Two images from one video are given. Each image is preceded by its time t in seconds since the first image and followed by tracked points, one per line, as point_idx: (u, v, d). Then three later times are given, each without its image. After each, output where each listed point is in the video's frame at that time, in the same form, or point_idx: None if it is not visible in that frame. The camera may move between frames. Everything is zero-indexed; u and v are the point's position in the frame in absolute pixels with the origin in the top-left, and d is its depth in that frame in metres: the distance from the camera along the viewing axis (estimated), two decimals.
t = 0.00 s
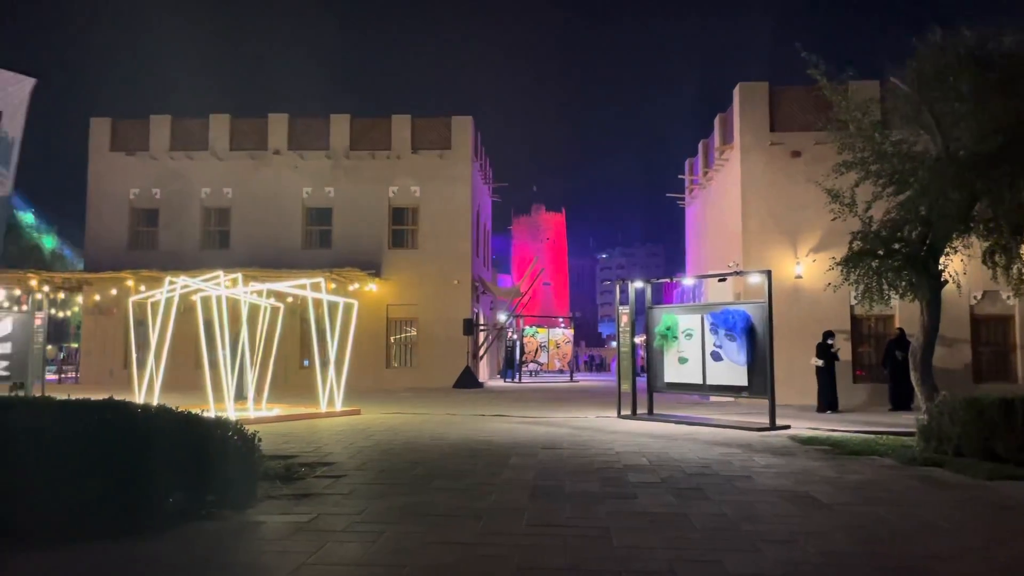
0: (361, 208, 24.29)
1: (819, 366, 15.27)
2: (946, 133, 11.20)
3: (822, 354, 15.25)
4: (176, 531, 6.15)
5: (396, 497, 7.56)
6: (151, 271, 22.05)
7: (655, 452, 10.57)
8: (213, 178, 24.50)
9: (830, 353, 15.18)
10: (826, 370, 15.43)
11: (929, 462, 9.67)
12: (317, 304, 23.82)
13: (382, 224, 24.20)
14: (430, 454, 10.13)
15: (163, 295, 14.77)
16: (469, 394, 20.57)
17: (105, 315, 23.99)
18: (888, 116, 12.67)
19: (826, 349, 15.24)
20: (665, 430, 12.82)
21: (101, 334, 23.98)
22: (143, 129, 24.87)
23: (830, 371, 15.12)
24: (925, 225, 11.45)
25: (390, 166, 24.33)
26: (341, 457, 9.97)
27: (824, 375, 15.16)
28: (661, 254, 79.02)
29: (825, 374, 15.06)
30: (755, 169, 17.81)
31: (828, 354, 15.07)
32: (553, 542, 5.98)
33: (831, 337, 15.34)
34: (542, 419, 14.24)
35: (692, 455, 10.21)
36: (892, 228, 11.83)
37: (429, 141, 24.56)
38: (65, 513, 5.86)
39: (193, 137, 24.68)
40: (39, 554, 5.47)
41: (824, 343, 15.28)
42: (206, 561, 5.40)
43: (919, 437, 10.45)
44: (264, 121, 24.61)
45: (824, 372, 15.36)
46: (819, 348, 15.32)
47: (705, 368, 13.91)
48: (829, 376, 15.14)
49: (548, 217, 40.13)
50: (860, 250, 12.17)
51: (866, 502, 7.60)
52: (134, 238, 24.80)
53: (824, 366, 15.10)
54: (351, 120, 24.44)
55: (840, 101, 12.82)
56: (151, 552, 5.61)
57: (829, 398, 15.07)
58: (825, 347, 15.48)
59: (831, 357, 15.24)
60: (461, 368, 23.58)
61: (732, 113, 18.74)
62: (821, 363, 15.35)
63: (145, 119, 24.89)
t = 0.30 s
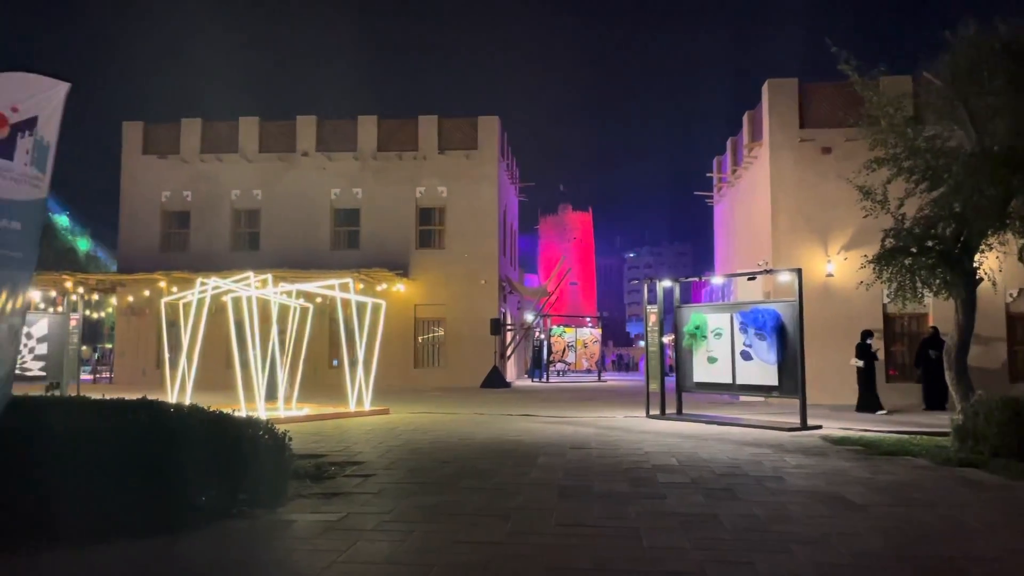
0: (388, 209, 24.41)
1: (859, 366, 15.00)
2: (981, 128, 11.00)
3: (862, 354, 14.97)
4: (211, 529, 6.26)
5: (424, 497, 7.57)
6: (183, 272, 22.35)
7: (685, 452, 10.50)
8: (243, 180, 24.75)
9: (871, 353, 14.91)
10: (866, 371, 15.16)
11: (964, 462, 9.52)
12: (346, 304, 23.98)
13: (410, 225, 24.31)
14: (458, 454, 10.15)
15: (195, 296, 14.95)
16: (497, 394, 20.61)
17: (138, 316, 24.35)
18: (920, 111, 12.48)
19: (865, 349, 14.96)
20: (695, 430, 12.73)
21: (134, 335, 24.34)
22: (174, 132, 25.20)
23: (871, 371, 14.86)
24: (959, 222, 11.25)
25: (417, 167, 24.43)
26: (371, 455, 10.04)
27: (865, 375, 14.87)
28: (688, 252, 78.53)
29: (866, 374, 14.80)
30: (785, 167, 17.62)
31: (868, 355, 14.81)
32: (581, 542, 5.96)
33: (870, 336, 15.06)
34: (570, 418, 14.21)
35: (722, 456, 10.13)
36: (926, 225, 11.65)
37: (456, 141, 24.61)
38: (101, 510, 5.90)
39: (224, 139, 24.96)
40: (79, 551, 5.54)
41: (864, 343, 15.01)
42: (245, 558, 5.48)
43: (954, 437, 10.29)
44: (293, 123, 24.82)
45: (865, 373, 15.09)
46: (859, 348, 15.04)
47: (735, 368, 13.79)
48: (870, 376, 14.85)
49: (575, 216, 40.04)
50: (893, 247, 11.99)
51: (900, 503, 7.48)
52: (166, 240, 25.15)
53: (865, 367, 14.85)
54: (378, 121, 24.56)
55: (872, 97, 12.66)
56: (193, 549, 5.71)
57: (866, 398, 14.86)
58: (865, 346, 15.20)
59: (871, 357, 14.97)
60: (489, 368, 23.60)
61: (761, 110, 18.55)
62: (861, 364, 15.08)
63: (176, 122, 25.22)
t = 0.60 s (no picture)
0: (417, 209, 24.52)
1: (904, 365, 14.74)
2: (1019, 122, 10.79)
3: (907, 352, 14.72)
4: (243, 528, 6.31)
5: (455, 497, 7.59)
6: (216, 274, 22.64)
7: (717, 452, 10.43)
8: (274, 182, 25.01)
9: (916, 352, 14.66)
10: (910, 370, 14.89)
11: (1004, 462, 9.36)
12: (375, 305, 24.13)
13: (438, 225, 24.40)
14: (488, 454, 10.18)
15: (228, 297, 15.14)
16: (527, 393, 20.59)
17: (172, 317, 24.69)
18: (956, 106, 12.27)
19: (909, 347, 14.71)
20: (727, 430, 12.62)
21: (168, 336, 24.69)
22: (207, 135, 25.55)
23: (915, 370, 14.60)
24: (996, 218, 11.02)
25: (445, 167, 24.51)
26: (401, 455, 10.09)
27: (908, 374, 14.63)
28: (719, 250, 77.89)
29: (909, 373, 14.55)
30: (817, 163, 17.42)
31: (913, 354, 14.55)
32: (613, 542, 5.95)
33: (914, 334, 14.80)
34: (599, 418, 14.17)
35: (754, 456, 10.05)
36: (963, 221, 11.44)
37: (484, 141, 24.65)
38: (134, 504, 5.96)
39: (255, 142, 25.24)
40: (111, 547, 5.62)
41: (908, 341, 14.76)
42: (278, 557, 5.50)
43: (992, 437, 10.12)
44: (323, 125, 25.03)
45: (910, 372, 14.84)
46: (904, 347, 14.78)
47: (767, 367, 13.66)
48: (914, 375, 14.60)
49: (604, 215, 39.92)
50: (929, 244, 11.79)
51: (937, 503, 7.36)
52: (199, 242, 25.48)
53: (910, 366, 14.59)
54: (407, 122, 24.68)
55: (906, 92, 12.47)
56: (227, 547, 5.73)
57: (906, 398, 14.61)
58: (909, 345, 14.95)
59: (916, 356, 14.73)
60: (518, 367, 23.60)
61: (792, 107, 18.36)
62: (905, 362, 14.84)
63: (209, 126, 25.56)
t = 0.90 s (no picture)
0: (447, 209, 24.60)
1: (949, 364, 14.35)
2: None
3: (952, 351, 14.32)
4: (274, 527, 6.30)
5: (487, 496, 7.60)
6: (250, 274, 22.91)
7: (750, 452, 10.32)
8: (306, 183, 25.24)
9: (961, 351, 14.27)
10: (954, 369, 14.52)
11: None
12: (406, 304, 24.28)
13: (468, 225, 24.46)
14: (519, 453, 10.17)
15: (261, 297, 15.31)
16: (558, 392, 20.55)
17: (206, 317, 25.02)
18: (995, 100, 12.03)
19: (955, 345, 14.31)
20: (760, 430, 12.50)
21: (202, 335, 25.02)
22: (240, 138, 25.86)
23: (960, 370, 14.23)
24: None
25: (475, 167, 24.55)
26: (433, 454, 10.12)
27: (952, 373, 14.27)
28: (751, 248, 77.17)
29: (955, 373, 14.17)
30: (851, 160, 17.18)
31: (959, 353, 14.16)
32: (645, 542, 5.93)
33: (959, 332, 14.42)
34: (631, 418, 14.10)
35: (788, 456, 9.93)
36: (1002, 217, 11.21)
37: (514, 140, 24.65)
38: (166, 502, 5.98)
39: (287, 144, 25.50)
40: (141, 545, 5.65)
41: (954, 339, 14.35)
42: (313, 555, 5.54)
43: None
44: (353, 126, 25.21)
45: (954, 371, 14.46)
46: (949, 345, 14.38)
47: (801, 366, 13.50)
48: (959, 374, 14.23)
49: (634, 213, 39.72)
50: (967, 241, 11.58)
51: (977, 505, 7.22)
52: (233, 243, 25.79)
53: (955, 365, 14.20)
54: (437, 122, 24.77)
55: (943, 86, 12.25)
56: (263, 544, 5.76)
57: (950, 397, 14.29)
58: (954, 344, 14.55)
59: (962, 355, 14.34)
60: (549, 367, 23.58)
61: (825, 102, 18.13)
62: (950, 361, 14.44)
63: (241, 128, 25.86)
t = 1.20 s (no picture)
0: (478, 209, 24.64)
1: (998, 363, 14.04)
2: None
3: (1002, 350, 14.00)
4: (307, 526, 6.30)
5: (519, 494, 7.61)
6: (283, 275, 23.15)
7: (785, 451, 10.20)
8: (338, 183, 25.44)
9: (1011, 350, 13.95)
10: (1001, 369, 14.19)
11: None
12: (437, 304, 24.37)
13: (499, 224, 24.48)
14: (552, 452, 10.15)
15: (295, 296, 15.45)
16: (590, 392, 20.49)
17: (241, 317, 25.33)
18: None
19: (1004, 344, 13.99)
20: (795, 429, 12.35)
21: (237, 335, 25.33)
22: (273, 139, 26.14)
23: (1009, 369, 13.91)
24: None
25: (505, 166, 24.57)
26: (465, 453, 10.14)
27: (999, 373, 13.96)
28: (785, 246, 76.33)
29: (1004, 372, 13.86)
30: (888, 154, 16.91)
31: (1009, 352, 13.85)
32: (678, 541, 5.89)
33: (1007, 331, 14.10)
34: (663, 417, 14.00)
35: (823, 455, 9.80)
36: None
37: (544, 139, 24.62)
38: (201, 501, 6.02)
39: (319, 145, 25.73)
40: (170, 545, 5.70)
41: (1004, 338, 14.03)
42: (345, 554, 5.57)
43: None
44: (384, 126, 25.36)
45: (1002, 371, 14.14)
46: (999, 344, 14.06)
47: (837, 364, 13.32)
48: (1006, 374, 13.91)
49: (665, 212, 39.50)
50: (1008, 237, 11.35)
51: (1018, 506, 7.07)
52: (267, 244, 26.07)
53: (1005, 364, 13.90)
54: (468, 122, 24.83)
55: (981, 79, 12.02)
56: (294, 545, 5.78)
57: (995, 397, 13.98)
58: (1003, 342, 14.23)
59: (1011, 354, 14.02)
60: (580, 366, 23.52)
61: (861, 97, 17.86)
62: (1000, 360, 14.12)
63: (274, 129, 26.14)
